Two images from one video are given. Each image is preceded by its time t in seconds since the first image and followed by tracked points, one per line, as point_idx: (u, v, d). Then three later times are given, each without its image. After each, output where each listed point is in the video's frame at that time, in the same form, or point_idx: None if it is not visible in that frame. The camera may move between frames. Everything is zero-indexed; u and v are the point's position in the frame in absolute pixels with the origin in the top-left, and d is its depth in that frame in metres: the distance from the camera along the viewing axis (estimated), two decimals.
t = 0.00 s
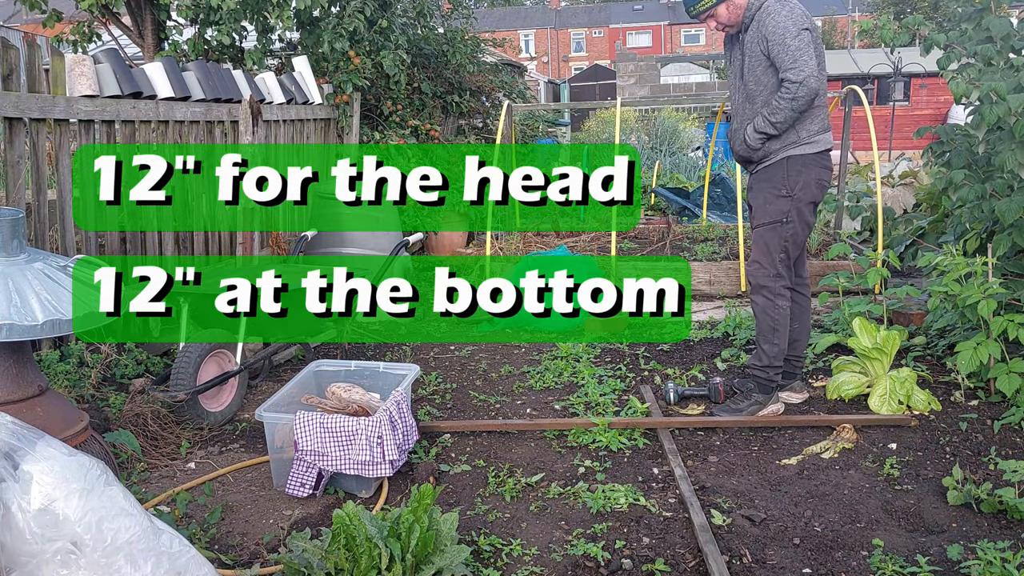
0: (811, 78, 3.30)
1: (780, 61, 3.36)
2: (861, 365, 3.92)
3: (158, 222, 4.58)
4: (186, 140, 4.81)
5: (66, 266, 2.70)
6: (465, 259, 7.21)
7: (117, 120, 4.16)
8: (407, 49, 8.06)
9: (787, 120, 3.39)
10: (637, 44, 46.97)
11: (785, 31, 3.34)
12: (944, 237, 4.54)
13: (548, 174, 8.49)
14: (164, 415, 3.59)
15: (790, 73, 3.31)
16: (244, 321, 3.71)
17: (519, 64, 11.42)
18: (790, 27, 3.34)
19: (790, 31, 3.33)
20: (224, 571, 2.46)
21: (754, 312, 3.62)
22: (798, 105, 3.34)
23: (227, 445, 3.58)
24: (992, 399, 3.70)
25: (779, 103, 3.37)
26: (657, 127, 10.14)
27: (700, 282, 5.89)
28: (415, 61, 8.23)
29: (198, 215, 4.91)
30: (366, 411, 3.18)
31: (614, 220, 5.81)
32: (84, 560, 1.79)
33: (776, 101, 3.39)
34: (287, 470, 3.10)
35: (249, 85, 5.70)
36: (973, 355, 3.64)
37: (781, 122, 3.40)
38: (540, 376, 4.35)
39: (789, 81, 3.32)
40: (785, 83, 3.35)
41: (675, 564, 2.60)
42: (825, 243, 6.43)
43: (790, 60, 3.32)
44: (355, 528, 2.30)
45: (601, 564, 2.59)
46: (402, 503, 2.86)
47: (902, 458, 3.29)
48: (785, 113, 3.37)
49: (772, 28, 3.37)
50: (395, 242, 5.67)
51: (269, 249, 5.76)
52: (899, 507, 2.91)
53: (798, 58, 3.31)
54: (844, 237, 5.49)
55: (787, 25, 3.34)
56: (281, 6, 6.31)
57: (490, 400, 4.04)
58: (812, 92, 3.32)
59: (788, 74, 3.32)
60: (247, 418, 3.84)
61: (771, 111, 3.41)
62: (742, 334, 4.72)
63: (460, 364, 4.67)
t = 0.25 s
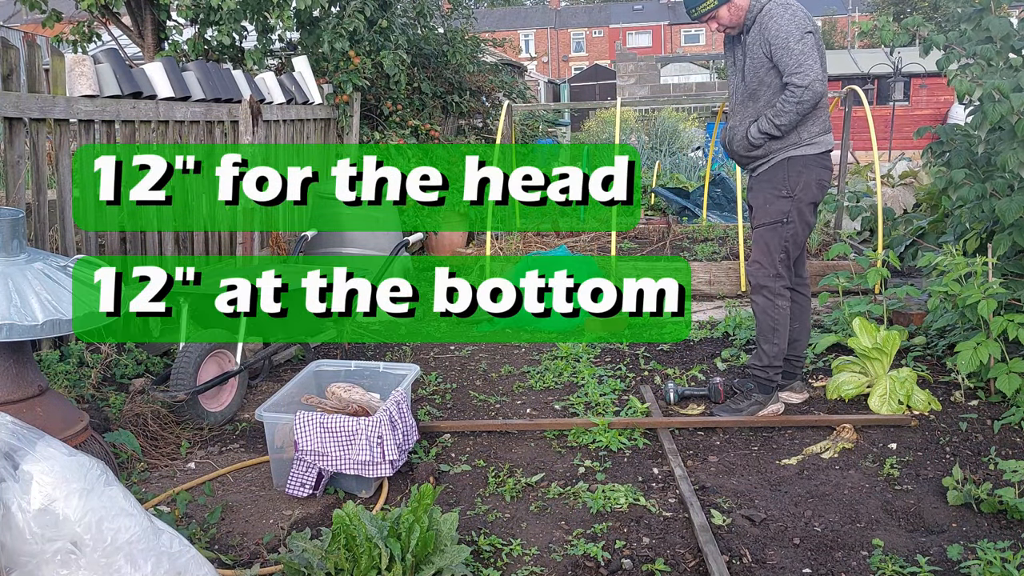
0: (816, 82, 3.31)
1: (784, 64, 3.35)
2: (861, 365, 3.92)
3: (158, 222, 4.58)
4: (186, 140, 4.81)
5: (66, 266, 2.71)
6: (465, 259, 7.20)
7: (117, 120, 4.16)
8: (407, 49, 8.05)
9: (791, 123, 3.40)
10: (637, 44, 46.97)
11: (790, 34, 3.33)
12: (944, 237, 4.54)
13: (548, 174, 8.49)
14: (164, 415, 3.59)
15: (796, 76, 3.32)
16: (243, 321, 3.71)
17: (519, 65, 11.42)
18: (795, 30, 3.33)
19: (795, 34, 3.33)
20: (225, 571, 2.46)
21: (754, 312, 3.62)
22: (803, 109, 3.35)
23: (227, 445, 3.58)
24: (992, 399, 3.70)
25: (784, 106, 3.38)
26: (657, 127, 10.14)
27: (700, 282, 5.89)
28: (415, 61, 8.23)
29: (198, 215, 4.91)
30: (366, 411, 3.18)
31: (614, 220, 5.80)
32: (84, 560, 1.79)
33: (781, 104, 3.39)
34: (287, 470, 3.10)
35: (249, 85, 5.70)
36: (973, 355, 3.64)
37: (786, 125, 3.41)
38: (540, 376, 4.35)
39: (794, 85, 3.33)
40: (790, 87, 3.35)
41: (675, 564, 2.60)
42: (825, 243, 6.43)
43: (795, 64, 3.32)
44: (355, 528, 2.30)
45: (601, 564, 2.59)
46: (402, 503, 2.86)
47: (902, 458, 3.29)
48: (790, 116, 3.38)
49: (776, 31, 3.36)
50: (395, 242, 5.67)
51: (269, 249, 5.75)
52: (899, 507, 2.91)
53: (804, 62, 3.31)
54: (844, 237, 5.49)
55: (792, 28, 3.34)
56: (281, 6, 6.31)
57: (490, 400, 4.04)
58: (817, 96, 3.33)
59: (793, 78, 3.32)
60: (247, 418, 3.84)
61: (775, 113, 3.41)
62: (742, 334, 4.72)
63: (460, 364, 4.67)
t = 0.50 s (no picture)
0: (822, 81, 3.30)
1: (788, 64, 3.35)
2: (861, 365, 3.92)
3: (158, 222, 4.58)
4: (187, 140, 4.81)
5: (66, 266, 2.71)
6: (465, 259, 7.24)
7: (117, 120, 4.16)
8: (407, 49, 8.05)
9: (797, 123, 3.38)
10: (637, 44, 46.98)
11: (793, 34, 3.33)
12: (944, 237, 4.54)
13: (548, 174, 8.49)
14: (164, 415, 3.59)
15: (801, 76, 3.31)
16: (243, 321, 3.71)
17: (519, 65, 11.42)
18: (798, 31, 3.33)
19: (798, 34, 3.33)
20: (225, 571, 2.46)
21: (753, 312, 3.62)
22: (809, 108, 3.34)
23: (227, 445, 3.58)
24: (992, 399, 3.70)
25: (790, 105, 3.36)
26: (657, 127, 10.14)
27: (700, 282, 5.89)
28: (415, 61, 8.23)
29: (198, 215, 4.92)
30: (366, 411, 3.18)
31: (614, 220, 5.80)
32: (83, 560, 1.79)
33: (786, 104, 3.38)
34: (287, 470, 3.10)
35: (249, 85, 5.70)
36: (973, 355, 3.64)
37: (792, 124, 3.39)
38: (540, 376, 4.35)
39: (800, 84, 3.32)
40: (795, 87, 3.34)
41: (675, 564, 2.60)
42: (825, 243, 6.43)
43: (800, 64, 3.31)
44: (355, 528, 2.30)
45: (601, 564, 2.59)
46: (402, 503, 2.86)
47: (902, 458, 3.29)
48: (796, 116, 3.36)
49: (779, 32, 3.36)
50: (395, 242, 5.67)
51: (269, 249, 5.75)
52: (899, 507, 2.91)
53: (809, 61, 3.31)
54: (844, 237, 5.49)
55: (795, 29, 3.34)
56: (281, 6, 6.31)
57: (490, 400, 4.04)
58: (823, 95, 3.32)
59: (799, 77, 3.32)
60: (247, 418, 3.84)
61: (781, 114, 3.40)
62: (742, 334, 4.72)
63: (460, 364, 4.67)
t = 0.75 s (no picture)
0: (811, 86, 3.31)
1: (781, 67, 3.36)
2: (861, 365, 3.92)
3: (158, 222, 4.57)
4: (187, 140, 4.81)
5: (66, 266, 2.70)
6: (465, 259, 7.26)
7: (117, 120, 4.16)
8: (407, 49, 8.05)
9: (786, 126, 3.39)
10: (637, 44, 46.98)
11: (788, 36, 3.34)
12: (945, 237, 4.54)
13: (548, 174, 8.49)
14: (164, 415, 3.59)
15: (791, 79, 3.32)
16: (244, 321, 3.71)
17: (519, 65, 11.42)
18: (793, 33, 3.33)
19: (793, 37, 3.33)
20: (224, 571, 2.46)
21: (752, 312, 3.62)
22: (797, 111, 3.35)
23: (227, 445, 3.58)
24: (992, 399, 3.70)
25: (779, 108, 3.38)
26: (657, 127, 10.14)
27: (700, 282, 5.89)
28: (415, 61, 8.22)
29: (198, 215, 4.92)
30: (366, 411, 3.18)
31: (614, 220, 5.80)
32: (84, 560, 1.79)
33: (776, 106, 3.40)
34: (287, 470, 3.10)
35: (249, 85, 5.70)
36: (973, 355, 3.64)
37: (781, 127, 3.41)
38: (540, 376, 4.35)
39: (789, 88, 3.33)
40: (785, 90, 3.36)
41: (675, 564, 2.60)
42: (825, 243, 6.43)
43: (791, 67, 3.32)
44: (355, 529, 2.30)
45: (601, 564, 2.59)
46: (402, 503, 2.86)
47: (902, 458, 3.29)
48: (784, 119, 3.38)
49: (775, 33, 3.37)
50: (395, 242, 5.67)
51: (269, 249, 5.75)
52: (899, 507, 2.91)
53: (800, 65, 3.31)
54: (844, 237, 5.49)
55: (791, 31, 3.34)
56: (281, 6, 6.31)
57: (490, 401, 4.04)
58: (811, 100, 3.33)
59: (789, 80, 3.33)
60: (247, 418, 3.84)
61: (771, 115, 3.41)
62: (742, 334, 4.72)
63: (460, 364, 4.67)
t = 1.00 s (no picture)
0: (807, 86, 3.31)
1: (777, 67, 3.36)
2: (861, 365, 3.92)
3: (158, 222, 4.57)
4: (187, 140, 4.81)
5: (66, 266, 2.71)
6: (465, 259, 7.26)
7: (117, 120, 4.16)
8: (407, 49, 8.05)
9: (783, 126, 3.40)
10: (637, 44, 46.98)
11: (785, 36, 3.34)
12: (944, 237, 4.54)
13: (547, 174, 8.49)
14: (164, 415, 3.59)
15: (787, 79, 3.32)
16: (243, 321, 3.71)
17: (519, 64, 11.41)
18: (790, 33, 3.33)
19: (789, 37, 3.33)
20: (225, 571, 2.46)
21: (749, 312, 3.62)
22: (793, 111, 3.36)
23: (227, 445, 3.59)
24: (992, 399, 3.70)
25: (776, 108, 3.38)
26: (657, 127, 10.14)
27: (700, 282, 5.89)
28: (415, 61, 8.22)
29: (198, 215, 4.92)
30: (366, 411, 3.18)
31: (614, 220, 5.79)
32: (83, 560, 1.79)
33: (773, 106, 3.40)
34: (287, 470, 3.10)
35: (249, 85, 5.70)
36: (973, 355, 3.64)
37: (777, 127, 3.41)
38: (540, 376, 4.35)
39: (785, 88, 3.34)
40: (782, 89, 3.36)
41: (675, 564, 2.60)
42: (825, 243, 6.43)
43: (787, 67, 3.32)
44: (355, 529, 2.30)
45: (601, 564, 2.59)
46: (402, 503, 2.86)
47: (902, 458, 3.29)
48: (781, 118, 3.38)
49: (772, 33, 3.37)
50: (395, 242, 5.67)
51: (269, 249, 5.75)
52: (899, 507, 2.91)
53: (796, 65, 3.31)
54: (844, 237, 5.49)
55: (787, 30, 3.34)
56: (281, 6, 6.32)
57: (490, 400, 4.04)
58: (807, 100, 3.33)
59: (785, 80, 3.33)
60: (247, 418, 3.84)
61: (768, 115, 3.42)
62: (742, 334, 4.72)
63: (460, 364, 4.67)
